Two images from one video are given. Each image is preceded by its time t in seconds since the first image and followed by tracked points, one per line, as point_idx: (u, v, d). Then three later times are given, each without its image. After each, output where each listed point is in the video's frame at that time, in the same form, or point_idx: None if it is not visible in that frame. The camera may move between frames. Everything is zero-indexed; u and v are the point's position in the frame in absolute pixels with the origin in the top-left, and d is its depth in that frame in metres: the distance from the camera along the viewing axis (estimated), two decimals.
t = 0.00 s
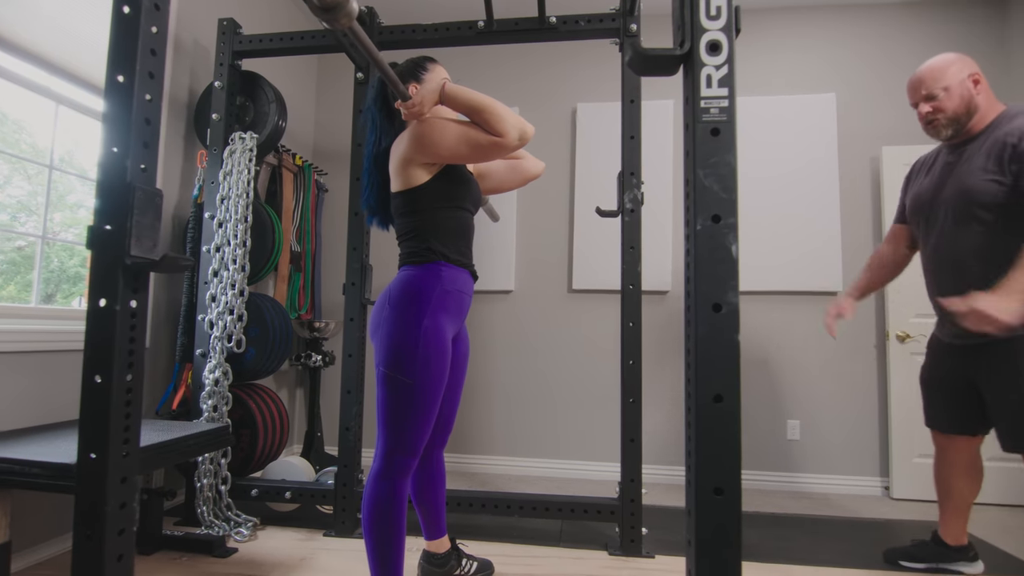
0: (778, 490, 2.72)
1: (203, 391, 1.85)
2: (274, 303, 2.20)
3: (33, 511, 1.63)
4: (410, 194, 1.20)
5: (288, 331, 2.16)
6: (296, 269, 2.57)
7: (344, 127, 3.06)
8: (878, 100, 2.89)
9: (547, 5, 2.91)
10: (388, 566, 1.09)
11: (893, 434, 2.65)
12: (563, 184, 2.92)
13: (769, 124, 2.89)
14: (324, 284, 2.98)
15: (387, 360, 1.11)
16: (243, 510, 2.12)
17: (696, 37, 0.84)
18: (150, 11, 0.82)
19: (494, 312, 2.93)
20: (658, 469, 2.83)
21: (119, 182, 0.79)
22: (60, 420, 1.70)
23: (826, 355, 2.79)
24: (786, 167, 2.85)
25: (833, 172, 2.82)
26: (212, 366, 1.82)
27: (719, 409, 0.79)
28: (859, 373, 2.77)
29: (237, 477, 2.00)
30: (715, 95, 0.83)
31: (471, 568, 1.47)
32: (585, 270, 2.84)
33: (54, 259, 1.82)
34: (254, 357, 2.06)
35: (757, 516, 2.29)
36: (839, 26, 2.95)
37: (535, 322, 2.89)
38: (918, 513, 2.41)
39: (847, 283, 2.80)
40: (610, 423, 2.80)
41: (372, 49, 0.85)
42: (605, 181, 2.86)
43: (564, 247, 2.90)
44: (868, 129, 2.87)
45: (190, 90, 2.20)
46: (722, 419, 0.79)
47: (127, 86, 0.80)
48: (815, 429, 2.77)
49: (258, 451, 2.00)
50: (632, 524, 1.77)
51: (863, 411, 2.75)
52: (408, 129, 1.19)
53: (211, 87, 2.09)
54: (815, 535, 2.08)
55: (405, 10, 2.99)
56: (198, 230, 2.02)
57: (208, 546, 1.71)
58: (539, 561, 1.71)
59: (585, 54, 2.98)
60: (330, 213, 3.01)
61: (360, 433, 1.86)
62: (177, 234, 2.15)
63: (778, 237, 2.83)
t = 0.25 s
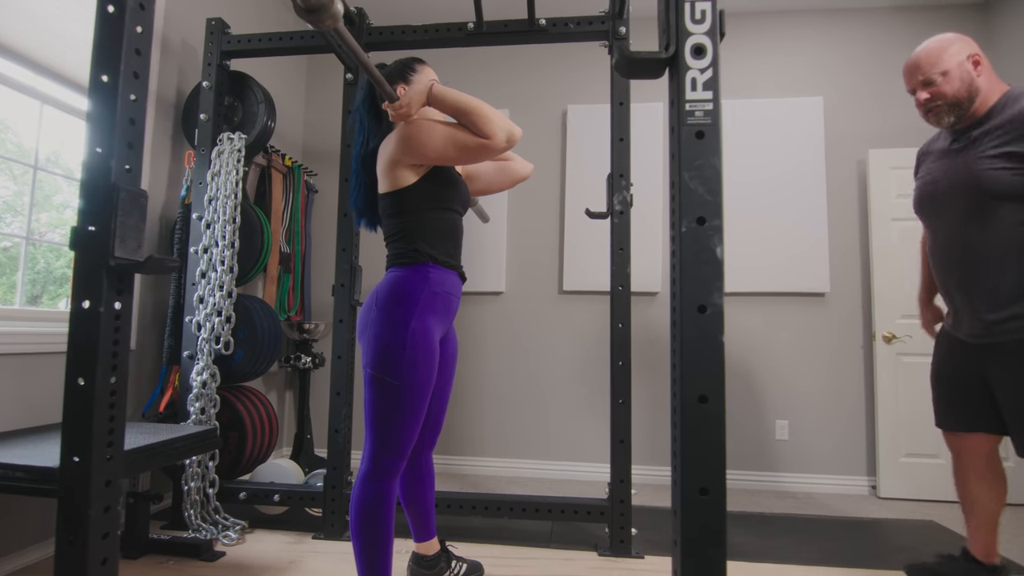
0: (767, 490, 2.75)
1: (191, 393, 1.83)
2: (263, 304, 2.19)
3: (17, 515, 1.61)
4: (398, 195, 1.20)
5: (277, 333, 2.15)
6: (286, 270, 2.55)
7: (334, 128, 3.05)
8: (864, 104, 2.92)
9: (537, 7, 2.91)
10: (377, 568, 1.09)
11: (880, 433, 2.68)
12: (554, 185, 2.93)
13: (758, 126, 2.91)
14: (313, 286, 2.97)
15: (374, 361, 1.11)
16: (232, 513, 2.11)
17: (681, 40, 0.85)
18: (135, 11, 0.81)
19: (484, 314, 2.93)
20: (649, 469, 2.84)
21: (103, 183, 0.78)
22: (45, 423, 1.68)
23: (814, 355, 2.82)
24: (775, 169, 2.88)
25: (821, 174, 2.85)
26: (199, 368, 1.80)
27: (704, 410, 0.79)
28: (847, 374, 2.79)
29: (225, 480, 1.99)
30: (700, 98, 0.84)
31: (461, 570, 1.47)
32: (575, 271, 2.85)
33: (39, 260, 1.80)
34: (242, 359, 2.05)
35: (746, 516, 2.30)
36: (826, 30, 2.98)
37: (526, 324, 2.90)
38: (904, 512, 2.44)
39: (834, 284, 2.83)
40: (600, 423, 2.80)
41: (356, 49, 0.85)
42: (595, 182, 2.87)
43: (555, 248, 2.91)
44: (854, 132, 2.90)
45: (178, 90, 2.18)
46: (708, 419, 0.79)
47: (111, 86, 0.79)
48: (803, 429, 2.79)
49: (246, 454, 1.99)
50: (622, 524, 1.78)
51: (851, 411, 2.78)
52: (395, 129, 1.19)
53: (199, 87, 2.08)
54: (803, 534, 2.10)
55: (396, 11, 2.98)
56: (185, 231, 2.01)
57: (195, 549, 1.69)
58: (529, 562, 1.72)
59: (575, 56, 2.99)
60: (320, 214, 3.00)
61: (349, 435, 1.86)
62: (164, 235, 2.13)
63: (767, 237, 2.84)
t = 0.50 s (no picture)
0: (758, 493, 2.76)
1: (180, 397, 1.82)
2: (254, 307, 2.18)
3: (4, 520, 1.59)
4: (387, 198, 1.20)
5: (267, 336, 2.14)
6: (278, 273, 2.54)
7: (327, 131, 3.05)
8: (854, 109, 2.95)
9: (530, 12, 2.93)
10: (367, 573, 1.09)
11: (870, 436, 2.69)
12: (547, 189, 2.94)
13: (749, 131, 2.94)
14: (305, 289, 2.96)
15: (363, 365, 1.11)
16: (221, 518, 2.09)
17: (670, 47, 0.86)
18: (125, 14, 0.81)
19: (477, 317, 2.93)
20: (641, 473, 2.84)
21: (91, 185, 0.78)
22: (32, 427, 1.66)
23: (805, 359, 2.84)
24: (766, 174, 2.90)
25: (811, 179, 2.87)
26: (189, 372, 1.79)
27: (693, 414, 0.80)
28: (837, 377, 2.81)
29: (215, 484, 1.97)
30: (689, 104, 0.84)
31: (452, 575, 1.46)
32: (568, 275, 2.85)
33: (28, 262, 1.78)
34: (232, 363, 2.03)
35: (738, 519, 2.31)
36: (816, 37, 3.01)
37: (519, 327, 2.90)
38: (894, 515, 2.46)
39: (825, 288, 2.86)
40: (593, 427, 2.81)
41: (345, 52, 0.84)
42: (588, 186, 2.88)
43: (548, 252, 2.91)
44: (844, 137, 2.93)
45: (169, 92, 2.17)
46: (696, 423, 0.79)
47: (100, 88, 0.79)
48: (795, 432, 2.81)
49: (236, 458, 1.97)
50: (613, 528, 1.78)
51: (841, 414, 2.80)
52: (385, 131, 1.19)
53: (191, 89, 2.07)
54: (794, 537, 2.11)
55: (389, 14, 2.99)
56: (176, 234, 2.00)
57: (184, 555, 1.68)
58: (520, 566, 1.71)
59: (568, 61, 3.01)
60: (312, 217, 2.99)
61: (341, 439, 1.85)
62: (155, 238, 2.11)
63: (758, 242, 2.87)
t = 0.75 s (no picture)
0: (755, 495, 2.76)
1: (175, 396, 1.81)
2: (250, 307, 2.17)
3: None
4: (381, 194, 1.20)
5: (264, 335, 2.13)
6: (274, 273, 2.53)
7: (325, 131, 3.04)
8: (851, 113, 2.97)
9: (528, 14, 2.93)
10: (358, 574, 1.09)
11: (865, 439, 2.70)
12: (544, 190, 2.94)
13: (746, 134, 2.94)
14: (302, 289, 2.95)
15: (354, 364, 1.11)
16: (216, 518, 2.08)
17: (665, 50, 0.86)
18: (122, 12, 0.81)
19: (474, 318, 2.93)
20: (637, 474, 2.85)
21: (86, 184, 0.78)
22: (26, 426, 1.66)
23: (801, 361, 2.84)
24: (763, 177, 2.91)
25: (807, 182, 2.89)
26: (184, 371, 1.79)
27: (687, 415, 0.80)
28: (832, 379, 2.82)
29: (209, 484, 1.97)
30: (684, 107, 0.85)
31: None
32: (565, 276, 2.86)
33: (22, 260, 1.77)
34: (228, 363, 2.02)
35: (733, 521, 2.31)
36: (813, 41, 3.03)
37: (516, 328, 2.90)
38: (889, 517, 2.47)
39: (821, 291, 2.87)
40: (589, 428, 2.81)
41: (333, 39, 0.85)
42: (586, 188, 2.89)
43: (545, 253, 2.92)
44: (841, 141, 2.95)
45: (166, 91, 2.16)
46: (691, 425, 0.80)
47: (96, 86, 0.79)
48: (790, 434, 2.82)
49: (231, 457, 1.97)
50: (609, 529, 1.78)
51: (836, 416, 2.81)
52: (380, 128, 1.19)
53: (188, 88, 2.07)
54: (789, 539, 2.11)
55: (387, 14, 2.99)
56: (172, 233, 1.99)
57: (178, 555, 1.67)
58: (515, 567, 1.71)
59: (566, 62, 3.01)
60: (309, 216, 2.99)
61: (336, 439, 1.85)
62: (151, 237, 2.11)
63: (754, 244, 2.88)
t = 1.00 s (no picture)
0: (754, 497, 2.76)
1: (175, 397, 1.81)
2: (249, 308, 2.17)
3: None
4: (384, 198, 1.20)
5: (263, 337, 2.13)
6: (274, 274, 2.53)
7: (325, 132, 3.05)
8: (850, 115, 2.97)
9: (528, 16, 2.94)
10: None
11: (864, 441, 2.70)
12: (544, 192, 2.95)
13: (745, 136, 2.95)
14: (302, 290, 2.95)
15: (356, 367, 1.11)
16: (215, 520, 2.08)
17: (665, 52, 0.86)
18: (122, 14, 0.81)
19: (474, 319, 2.93)
20: (637, 476, 2.84)
21: (86, 185, 0.78)
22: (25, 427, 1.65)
23: (800, 364, 2.85)
24: (762, 179, 2.91)
25: (806, 184, 2.89)
26: (184, 372, 1.79)
27: (687, 417, 0.80)
28: (832, 382, 2.83)
29: (208, 485, 1.97)
30: (684, 109, 0.85)
31: None
32: (565, 278, 2.86)
33: (22, 261, 1.77)
34: (228, 364, 2.02)
35: (732, 523, 2.31)
36: (812, 43, 3.03)
37: (515, 329, 2.90)
38: (888, 520, 2.46)
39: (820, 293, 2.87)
40: (588, 430, 2.81)
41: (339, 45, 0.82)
42: (585, 189, 2.89)
43: (544, 255, 2.92)
44: (839, 143, 2.96)
45: (166, 92, 2.17)
46: (691, 427, 0.80)
47: (96, 88, 0.79)
48: (789, 436, 2.82)
49: (231, 459, 1.97)
50: (608, 531, 1.78)
51: (835, 418, 2.81)
52: (383, 131, 1.19)
53: (188, 90, 2.07)
54: (788, 541, 2.11)
55: (387, 16, 2.99)
56: (172, 234, 1.99)
57: (177, 557, 1.67)
58: (514, 569, 1.71)
59: (566, 64, 3.02)
60: (309, 218, 2.99)
61: (335, 441, 1.85)
62: (150, 238, 2.11)
63: (753, 246, 2.88)
